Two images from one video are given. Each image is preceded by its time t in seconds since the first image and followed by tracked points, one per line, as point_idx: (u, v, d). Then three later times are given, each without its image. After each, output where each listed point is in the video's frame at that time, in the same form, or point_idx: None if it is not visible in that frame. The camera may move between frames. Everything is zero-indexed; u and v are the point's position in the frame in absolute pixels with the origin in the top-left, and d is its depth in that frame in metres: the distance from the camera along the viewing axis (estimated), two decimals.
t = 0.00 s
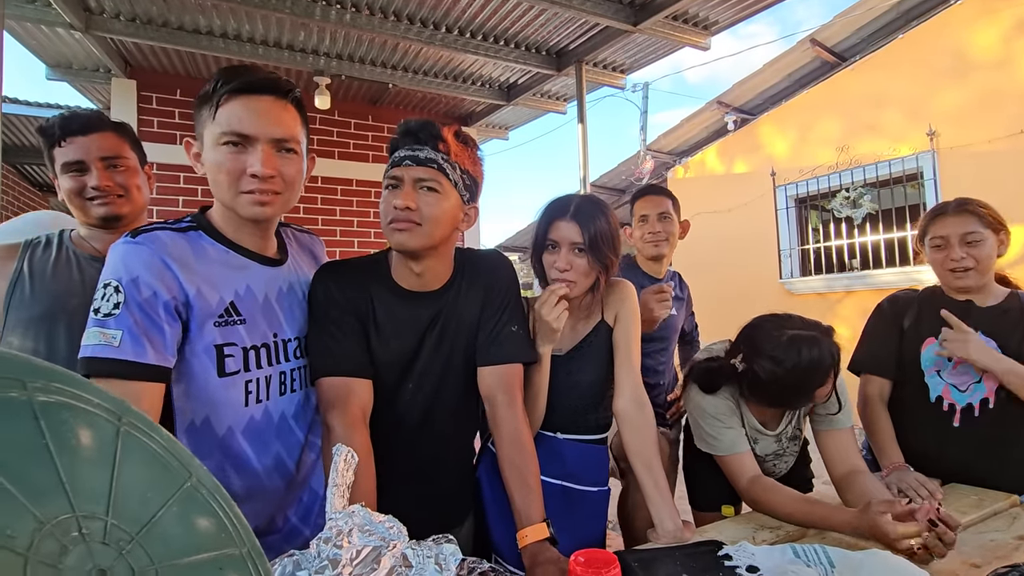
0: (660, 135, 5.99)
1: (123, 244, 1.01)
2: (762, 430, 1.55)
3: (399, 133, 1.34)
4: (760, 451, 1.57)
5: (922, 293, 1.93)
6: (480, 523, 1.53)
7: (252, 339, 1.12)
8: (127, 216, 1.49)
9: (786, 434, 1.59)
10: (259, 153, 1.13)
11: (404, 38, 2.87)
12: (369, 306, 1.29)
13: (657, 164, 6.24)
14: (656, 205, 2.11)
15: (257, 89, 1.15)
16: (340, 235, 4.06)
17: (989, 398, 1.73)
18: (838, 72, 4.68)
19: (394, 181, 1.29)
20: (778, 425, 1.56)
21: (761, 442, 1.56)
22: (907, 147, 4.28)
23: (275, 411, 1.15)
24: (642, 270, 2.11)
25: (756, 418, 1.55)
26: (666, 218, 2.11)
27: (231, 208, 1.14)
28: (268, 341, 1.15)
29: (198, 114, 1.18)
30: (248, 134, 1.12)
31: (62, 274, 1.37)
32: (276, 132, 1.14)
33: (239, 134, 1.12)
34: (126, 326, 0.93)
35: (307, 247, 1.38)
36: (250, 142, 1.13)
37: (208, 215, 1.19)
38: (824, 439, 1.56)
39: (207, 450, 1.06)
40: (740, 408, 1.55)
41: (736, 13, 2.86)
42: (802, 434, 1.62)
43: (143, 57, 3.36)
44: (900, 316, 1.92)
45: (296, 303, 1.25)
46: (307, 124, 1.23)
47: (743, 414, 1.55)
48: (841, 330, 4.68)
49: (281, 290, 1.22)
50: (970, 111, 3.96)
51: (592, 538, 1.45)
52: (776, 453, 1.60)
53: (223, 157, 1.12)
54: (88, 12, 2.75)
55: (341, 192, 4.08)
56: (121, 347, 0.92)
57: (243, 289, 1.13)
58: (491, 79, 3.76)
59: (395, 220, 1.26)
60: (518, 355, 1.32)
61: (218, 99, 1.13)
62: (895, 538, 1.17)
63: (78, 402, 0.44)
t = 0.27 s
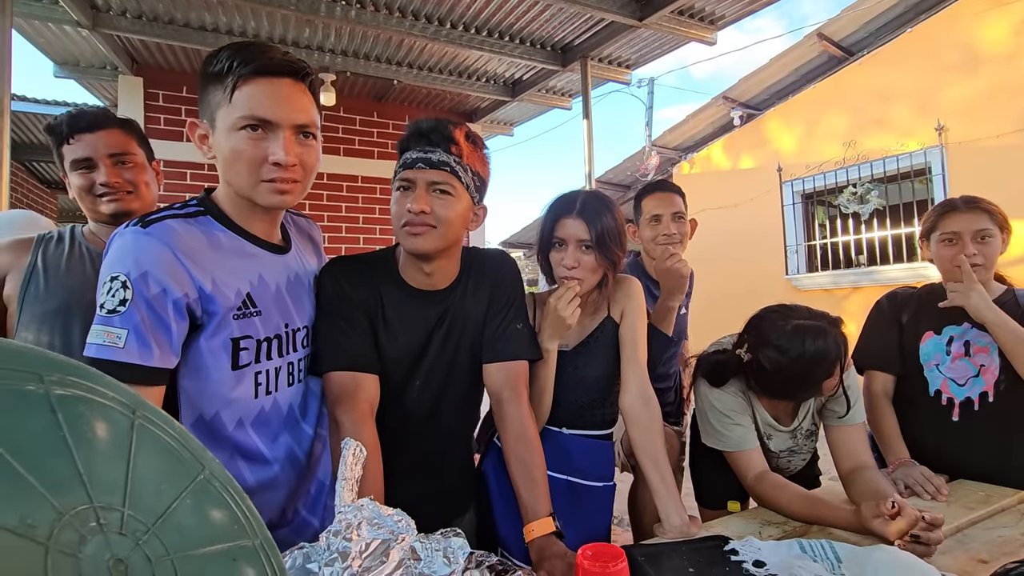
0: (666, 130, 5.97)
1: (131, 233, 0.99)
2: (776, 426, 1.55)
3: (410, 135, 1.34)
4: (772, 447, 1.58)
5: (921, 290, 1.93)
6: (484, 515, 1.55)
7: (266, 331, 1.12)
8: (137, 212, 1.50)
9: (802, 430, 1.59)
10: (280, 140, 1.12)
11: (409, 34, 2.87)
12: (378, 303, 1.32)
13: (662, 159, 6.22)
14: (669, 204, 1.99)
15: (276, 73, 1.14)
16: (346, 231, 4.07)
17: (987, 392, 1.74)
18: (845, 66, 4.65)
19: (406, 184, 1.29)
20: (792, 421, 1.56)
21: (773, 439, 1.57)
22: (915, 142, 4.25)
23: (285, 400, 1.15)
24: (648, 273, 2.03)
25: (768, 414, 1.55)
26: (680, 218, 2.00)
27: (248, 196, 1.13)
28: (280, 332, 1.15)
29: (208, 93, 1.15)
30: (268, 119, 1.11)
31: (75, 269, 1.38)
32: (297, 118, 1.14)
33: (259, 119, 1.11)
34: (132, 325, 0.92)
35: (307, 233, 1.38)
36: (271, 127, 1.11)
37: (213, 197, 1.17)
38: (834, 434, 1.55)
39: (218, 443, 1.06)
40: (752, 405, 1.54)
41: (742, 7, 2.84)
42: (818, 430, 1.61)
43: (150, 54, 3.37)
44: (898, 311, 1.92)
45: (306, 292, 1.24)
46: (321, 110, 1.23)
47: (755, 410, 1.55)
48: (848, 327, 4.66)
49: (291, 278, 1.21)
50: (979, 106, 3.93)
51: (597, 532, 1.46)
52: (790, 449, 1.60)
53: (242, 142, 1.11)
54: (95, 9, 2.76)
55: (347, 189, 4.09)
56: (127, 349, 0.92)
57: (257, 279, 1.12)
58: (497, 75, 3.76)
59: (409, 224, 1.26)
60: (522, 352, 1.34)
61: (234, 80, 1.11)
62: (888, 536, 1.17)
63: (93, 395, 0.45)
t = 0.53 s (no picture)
0: (671, 124, 5.93)
1: (135, 227, 1.00)
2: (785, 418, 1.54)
3: (416, 139, 1.32)
4: (782, 439, 1.57)
5: (910, 283, 1.91)
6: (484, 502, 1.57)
7: (263, 328, 1.12)
8: (139, 206, 1.50)
9: (812, 422, 1.56)
10: (285, 140, 1.13)
11: (413, 28, 2.86)
12: (380, 301, 1.31)
13: (668, 153, 6.19)
14: (679, 208, 1.93)
15: (280, 75, 1.14)
16: (351, 226, 4.08)
17: (992, 382, 1.72)
18: (853, 58, 4.60)
19: (415, 188, 1.28)
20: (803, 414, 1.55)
21: (784, 431, 1.56)
22: (924, 135, 4.20)
23: (278, 399, 1.15)
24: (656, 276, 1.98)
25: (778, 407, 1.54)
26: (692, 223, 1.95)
27: (253, 196, 1.13)
28: (278, 330, 1.15)
29: (212, 96, 1.15)
30: (273, 121, 1.12)
31: (79, 264, 1.39)
32: (301, 119, 1.15)
33: (264, 121, 1.11)
34: (141, 315, 0.94)
35: (313, 234, 1.38)
36: (276, 129, 1.12)
37: (218, 196, 1.18)
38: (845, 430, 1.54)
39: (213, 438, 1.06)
40: (762, 398, 1.53)
41: None
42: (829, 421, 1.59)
43: (155, 50, 3.38)
44: (893, 304, 1.90)
45: (306, 292, 1.24)
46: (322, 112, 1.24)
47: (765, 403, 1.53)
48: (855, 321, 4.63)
49: (290, 275, 1.21)
50: (989, 98, 3.88)
51: (601, 526, 1.49)
52: (801, 441, 1.58)
53: (248, 143, 1.11)
54: (100, 6, 2.77)
55: (351, 184, 4.09)
56: (137, 338, 0.93)
57: (255, 276, 1.13)
58: (501, 69, 3.74)
59: (419, 230, 1.25)
60: (522, 350, 1.34)
61: (239, 83, 1.11)
62: (884, 536, 1.15)
63: (98, 389, 0.45)
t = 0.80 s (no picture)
0: (679, 115, 5.88)
1: (119, 231, 1.01)
2: (801, 411, 1.52)
3: (414, 135, 1.28)
4: (798, 434, 1.55)
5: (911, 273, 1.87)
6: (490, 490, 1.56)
7: (251, 324, 1.11)
8: (142, 196, 1.49)
9: (830, 415, 1.53)
10: (291, 135, 1.13)
11: (420, 19, 2.83)
12: (378, 295, 1.28)
13: (676, 145, 6.14)
14: (693, 204, 1.91)
15: (280, 74, 1.15)
16: (357, 219, 4.08)
17: (998, 371, 1.73)
18: (865, 47, 4.54)
19: (415, 187, 1.25)
20: (819, 406, 1.52)
21: (800, 425, 1.54)
22: (937, 124, 4.14)
23: (277, 395, 1.14)
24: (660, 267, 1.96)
25: (793, 399, 1.52)
26: (703, 220, 1.92)
27: (256, 189, 1.12)
28: (268, 325, 1.14)
29: (209, 92, 1.13)
30: (279, 116, 1.12)
31: (85, 254, 1.39)
32: (302, 115, 1.16)
33: (271, 115, 1.11)
34: (133, 312, 0.94)
35: (311, 232, 1.34)
36: (282, 123, 1.12)
37: (205, 199, 1.16)
38: (857, 419, 1.53)
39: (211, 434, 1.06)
40: (776, 390, 1.52)
41: None
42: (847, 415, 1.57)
43: (161, 43, 3.38)
44: (894, 297, 1.87)
45: (299, 288, 1.22)
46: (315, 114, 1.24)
47: (779, 395, 1.52)
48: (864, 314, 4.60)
49: (283, 273, 1.19)
50: (1005, 86, 3.81)
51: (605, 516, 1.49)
52: (817, 436, 1.56)
53: (255, 137, 1.10)
54: None
55: (357, 177, 4.09)
56: (131, 333, 0.94)
57: (241, 272, 1.11)
58: (507, 60, 3.72)
59: (421, 230, 1.23)
60: (529, 343, 1.33)
61: (243, 79, 1.10)
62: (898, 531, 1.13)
63: (99, 379, 0.45)
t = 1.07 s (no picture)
0: (690, 104, 5.83)
1: (132, 226, 1.01)
2: (824, 400, 1.51)
3: (418, 130, 1.25)
4: (822, 423, 1.55)
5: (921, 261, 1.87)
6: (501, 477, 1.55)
7: (263, 314, 1.11)
8: (156, 186, 1.50)
9: (853, 404, 1.53)
10: (286, 123, 1.12)
11: (429, 8, 2.81)
12: (386, 287, 1.29)
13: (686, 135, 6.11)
14: (705, 197, 1.88)
15: (274, 62, 1.13)
16: (367, 211, 4.09)
17: (995, 343, 1.70)
18: (881, 33, 4.46)
19: (421, 184, 1.22)
20: (843, 394, 1.51)
21: (823, 414, 1.53)
22: (955, 112, 4.06)
23: (291, 383, 1.15)
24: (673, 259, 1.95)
25: (815, 387, 1.51)
26: (716, 214, 1.90)
27: (256, 178, 1.12)
28: (279, 316, 1.13)
29: (207, 87, 1.13)
30: (273, 104, 1.11)
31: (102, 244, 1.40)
32: (297, 102, 1.14)
33: (265, 104, 1.10)
34: (149, 304, 0.95)
35: (319, 224, 1.33)
36: (277, 112, 1.11)
37: (215, 193, 1.17)
38: (879, 410, 1.52)
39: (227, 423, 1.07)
40: (797, 379, 1.51)
41: None
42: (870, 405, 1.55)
43: (171, 35, 3.39)
44: (907, 285, 1.86)
45: (310, 279, 1.22)
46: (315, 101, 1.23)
47: (801, 384, 1.51)
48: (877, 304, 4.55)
49: (292, 264, 1.19)
50: None
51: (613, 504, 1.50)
52: (842, 425, 1.56)
53: (250, 128, 1.10)
54: None
55: (367, 168, 4.09)
56: (149, 325, 0.95)
57: (251, 264, 1.11)
58: (516, 49, 3.69)
59: (431, 228, 1.21)
60: (534, 334, 1.33)
61: (235, 69, 1.10)
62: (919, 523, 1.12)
63: (123, 364, 0.45)
